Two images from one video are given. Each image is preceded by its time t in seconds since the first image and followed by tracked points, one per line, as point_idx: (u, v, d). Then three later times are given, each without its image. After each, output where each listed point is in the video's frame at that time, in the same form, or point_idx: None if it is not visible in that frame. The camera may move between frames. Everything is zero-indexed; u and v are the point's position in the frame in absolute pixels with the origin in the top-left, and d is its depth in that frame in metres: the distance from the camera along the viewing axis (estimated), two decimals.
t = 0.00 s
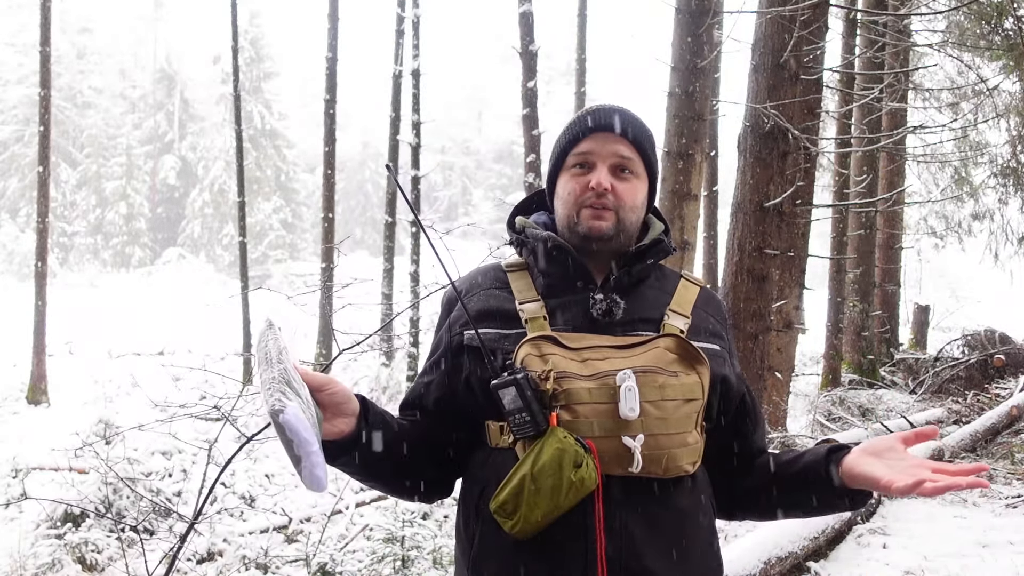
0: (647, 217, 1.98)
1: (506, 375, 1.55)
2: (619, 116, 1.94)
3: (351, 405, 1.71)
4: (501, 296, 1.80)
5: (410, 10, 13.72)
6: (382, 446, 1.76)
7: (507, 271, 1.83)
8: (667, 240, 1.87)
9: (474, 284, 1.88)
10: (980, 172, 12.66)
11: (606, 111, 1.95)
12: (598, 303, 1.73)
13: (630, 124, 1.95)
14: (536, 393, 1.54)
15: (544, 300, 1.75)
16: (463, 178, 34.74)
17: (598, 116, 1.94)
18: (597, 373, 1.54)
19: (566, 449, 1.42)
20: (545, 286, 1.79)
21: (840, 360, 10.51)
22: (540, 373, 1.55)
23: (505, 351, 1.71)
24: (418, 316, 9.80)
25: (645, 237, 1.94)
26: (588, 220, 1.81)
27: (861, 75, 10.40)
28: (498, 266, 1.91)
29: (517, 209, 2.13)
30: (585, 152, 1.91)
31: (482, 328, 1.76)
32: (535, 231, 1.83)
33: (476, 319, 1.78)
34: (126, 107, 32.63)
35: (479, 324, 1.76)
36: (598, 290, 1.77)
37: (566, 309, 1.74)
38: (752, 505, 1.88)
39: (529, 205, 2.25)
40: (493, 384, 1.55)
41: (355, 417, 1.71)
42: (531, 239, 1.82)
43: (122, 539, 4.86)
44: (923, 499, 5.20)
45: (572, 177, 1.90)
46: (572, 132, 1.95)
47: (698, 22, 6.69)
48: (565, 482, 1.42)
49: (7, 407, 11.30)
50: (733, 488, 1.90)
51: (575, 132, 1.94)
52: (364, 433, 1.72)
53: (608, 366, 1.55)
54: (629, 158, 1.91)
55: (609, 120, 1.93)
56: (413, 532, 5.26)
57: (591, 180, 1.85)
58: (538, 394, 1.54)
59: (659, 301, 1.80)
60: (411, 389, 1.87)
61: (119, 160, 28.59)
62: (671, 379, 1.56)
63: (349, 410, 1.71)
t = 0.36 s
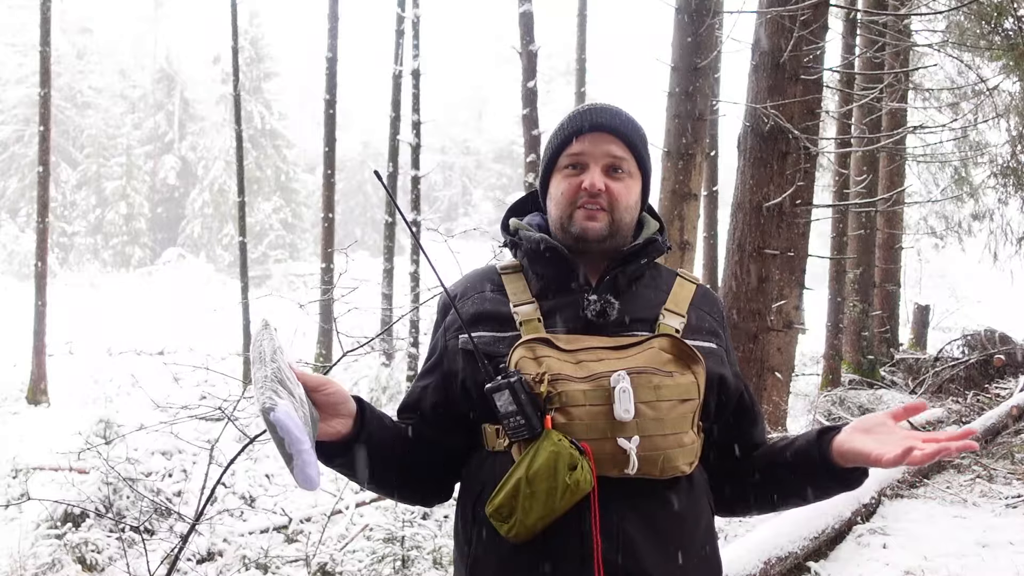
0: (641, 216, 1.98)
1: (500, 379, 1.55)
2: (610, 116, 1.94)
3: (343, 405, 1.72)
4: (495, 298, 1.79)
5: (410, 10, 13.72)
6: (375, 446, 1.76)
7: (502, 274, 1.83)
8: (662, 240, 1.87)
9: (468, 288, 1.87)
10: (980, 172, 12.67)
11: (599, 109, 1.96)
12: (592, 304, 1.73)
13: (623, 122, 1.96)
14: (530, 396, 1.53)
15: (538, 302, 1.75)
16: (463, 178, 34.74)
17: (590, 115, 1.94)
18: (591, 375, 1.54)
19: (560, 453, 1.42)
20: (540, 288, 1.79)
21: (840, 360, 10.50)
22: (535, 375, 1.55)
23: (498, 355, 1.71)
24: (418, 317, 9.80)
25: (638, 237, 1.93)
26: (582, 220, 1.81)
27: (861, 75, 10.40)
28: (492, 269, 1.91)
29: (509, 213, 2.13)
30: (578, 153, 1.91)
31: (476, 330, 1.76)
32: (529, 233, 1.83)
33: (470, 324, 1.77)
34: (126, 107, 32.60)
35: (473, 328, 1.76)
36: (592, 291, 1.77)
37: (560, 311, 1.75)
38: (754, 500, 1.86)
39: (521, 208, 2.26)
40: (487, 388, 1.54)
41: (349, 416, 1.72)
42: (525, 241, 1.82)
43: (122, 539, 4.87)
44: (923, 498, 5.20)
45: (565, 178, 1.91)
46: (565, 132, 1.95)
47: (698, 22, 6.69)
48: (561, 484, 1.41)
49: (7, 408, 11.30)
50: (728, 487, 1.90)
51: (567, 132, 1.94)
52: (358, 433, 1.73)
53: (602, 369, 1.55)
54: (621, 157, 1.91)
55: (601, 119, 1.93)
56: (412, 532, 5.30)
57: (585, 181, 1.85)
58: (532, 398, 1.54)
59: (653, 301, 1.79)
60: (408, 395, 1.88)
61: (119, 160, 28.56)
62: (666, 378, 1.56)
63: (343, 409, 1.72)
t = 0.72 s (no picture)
0: (638, 217, 1.98)
1: (495, 383, 1.56)
2: (603, 117, 1.93)
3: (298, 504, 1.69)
4: (491, 302, 1.80)
5: (410, 10, 13.72)
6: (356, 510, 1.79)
7: (498, 277, 1.84)
8: (658, 239, 1.87)
9: (465, 292, 1.88)
10: (980, 172, 12.69)
11: (596, 109, 1.95)
12: (587, 305, 1.74)
13: (618, 121, 1.95)
14: (524, 399, 1.54)
15: (534, 304, 1.76)
16: (463, 178, 34.77)
17: (583, 116, 1.94)
18: (585, 377, 1.55)
19: (554, 456, 1.43)
20: (535, 290, 1.78)
21: (840, 360, 10.50)
22: (529, 378, 1.56)
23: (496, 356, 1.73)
24: (418, 317, 9.80)
25: (634, 237, 1.94)
26: (580, 225, 1.82)
27: (861, 75, 10.41)
28: (488, 272, 1.91)
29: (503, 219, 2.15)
30: (573, 155, 1.92)
31: (472, 334, 1.77)
32: (525, 235, 1.84)
33: (466, 327, 1.79)
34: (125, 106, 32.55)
35: (469, 332, 1.78)
36: (587, 291, 1.77)
37: (556, 312, 1.75)
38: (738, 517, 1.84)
39: (516, 211, 2.27)
40: (481, 390, 1.56)
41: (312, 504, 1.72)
42: (519, 244, 1.83)
43: (122, 539, 4.88)
44: (923, 498, 5.20)
45: (560, 180, 1.91)
46: (559, 134, 1.95)
47: (698, 23, 6.69)
48: (555, 489, 1.42)
49: (7, 408, 11.29)
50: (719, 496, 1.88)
51: (561, 136, 1.94)
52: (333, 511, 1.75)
53: (597, 370, 1.56)
54: (616, 158, 1.92)
55: (594, 120, 1.93)
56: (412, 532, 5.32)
57: (581, 184, 1.86)
58: (527, 400, 1.54)
59: (650, 302, 1.79)
60: (406, 403, 1.89)
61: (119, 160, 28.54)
62: (661, 379, 1.56)
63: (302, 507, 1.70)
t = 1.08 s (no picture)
0: (638, 216, 1.97)
1: (483, 394, 1.56)
2: (602, 119, 1.91)
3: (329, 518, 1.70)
4: (486, 305, 1.81)
5: (410, 10, 13.72)
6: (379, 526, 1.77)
7: (494, 279, 1.85)
8: (653, 240, 1.85)
9: (463, 291, 1.90)
10: (980, 172, 12.69)
11: (594, 111, 1.93)
12: (578, 311, 1.73)
13: (618, 123, 1.93)
14: (514, 410, 1.54)
15: (527, 309, 1.76)
16: (463, 178, 34.81)
17: (581, 118, 1.92)
18: (575, 387, 1.53)
19: (541, 469, 1.44)
20: (528, 296, 1.79)
21: (840, 360, 10.50)
22: (519, 389, 1.56)
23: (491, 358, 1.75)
24: (419, 317, 9.79)
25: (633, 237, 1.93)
26: (576, 230, 1.82)
27: (861, 75, 10.41)
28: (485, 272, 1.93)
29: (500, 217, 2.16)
30: (571, 159, 1.91)
31: (465, 340, 1.80)
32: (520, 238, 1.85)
33: (461, 331, 1.81)
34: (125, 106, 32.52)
35: (465, 336, 1.80)
36: (580, 297, 1.76)
37: (550, 317, 1.75)
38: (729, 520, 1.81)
39: (515, 207, 2.28)
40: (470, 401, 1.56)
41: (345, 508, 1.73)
42: (513, 246, 1.83)
43: (121, 539, 4.87)
44: (923, 498, 5.19)
45: (557, 185, 1.91)
46: (558, 134, 1.94)
47: (698, 23, 6.70)
48: (541, 502, 1.43)
49: (7, 408, 11.29)
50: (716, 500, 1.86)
51: (558, 138, 1.93)
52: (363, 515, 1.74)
53: (588, 380, 1.54)
54: (615, 162, 1.90)
55: (594, 121, 1.91)
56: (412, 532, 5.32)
57: (578, 189, 1.85)
58: (517, 411, 1.54)
59: (645, 306, 1.78)
60: (405, 406, 1.90)
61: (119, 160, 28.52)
62: (652, 389, 1.53)
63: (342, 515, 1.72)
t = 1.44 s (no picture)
0: (635, 224, 1.98)
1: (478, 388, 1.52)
2: (597, 126, 1.91)
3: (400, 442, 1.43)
4: (486, 302, 1.81)
5: (410, 10, 13.72)
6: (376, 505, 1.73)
7: (494, 278, 1.85)
8: (652, 243, 1.86)
9: (467, 286, 1.91)
10: (980, 172, 12.69)
11: (591, 115, 1.92)
12: (577, 309, 1.73)
13: (613, 130, 1.93)
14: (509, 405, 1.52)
15: (525, 307, 1.76)
16: (463, 178, 34.84)
17: (576, 125, 1.92)
18: (572, 384, 1.53)
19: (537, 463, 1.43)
20: (527, 295, 1.80)
21: (839, 360, 10.49)
22: (516, 383, 1.55)
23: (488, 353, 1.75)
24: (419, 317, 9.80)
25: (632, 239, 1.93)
26: (573, 238, 1.82)
27: (861, 75, 10.41)
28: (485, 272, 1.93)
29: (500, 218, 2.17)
30: (568, 167, 1.91)
31: (462, 328, 1.80)
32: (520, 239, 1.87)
33: (461, 325, 1.80)
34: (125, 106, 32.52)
35: (464, 327, 1.79)
36: (578, 296, 1.77)
37: (547, 316, 1.75)
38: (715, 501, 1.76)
39: (512, 211, 2.28)
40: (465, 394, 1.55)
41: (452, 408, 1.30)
42: (512, 247, 1.86)
43: (122, 539, 4.87)
44: (923, 498, 5.19)
45: (554, 192, 1.91)
46: (554, 144, 1.95)
47: (697, 23, 6.69)
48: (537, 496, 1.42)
49: (7, 408, 11.29)
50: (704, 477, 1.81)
51: (554, 148, 1.94)
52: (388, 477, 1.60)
53: (584, 376, 1.53)
54: (612, 170, 1.90)
55: (589, 129, 1.91)
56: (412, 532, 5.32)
57: (574, 199, 1.85)
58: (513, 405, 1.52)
59: (642, 306, 1.77)
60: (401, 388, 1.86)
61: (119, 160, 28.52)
62: (648, 386, 1.53)
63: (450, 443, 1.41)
